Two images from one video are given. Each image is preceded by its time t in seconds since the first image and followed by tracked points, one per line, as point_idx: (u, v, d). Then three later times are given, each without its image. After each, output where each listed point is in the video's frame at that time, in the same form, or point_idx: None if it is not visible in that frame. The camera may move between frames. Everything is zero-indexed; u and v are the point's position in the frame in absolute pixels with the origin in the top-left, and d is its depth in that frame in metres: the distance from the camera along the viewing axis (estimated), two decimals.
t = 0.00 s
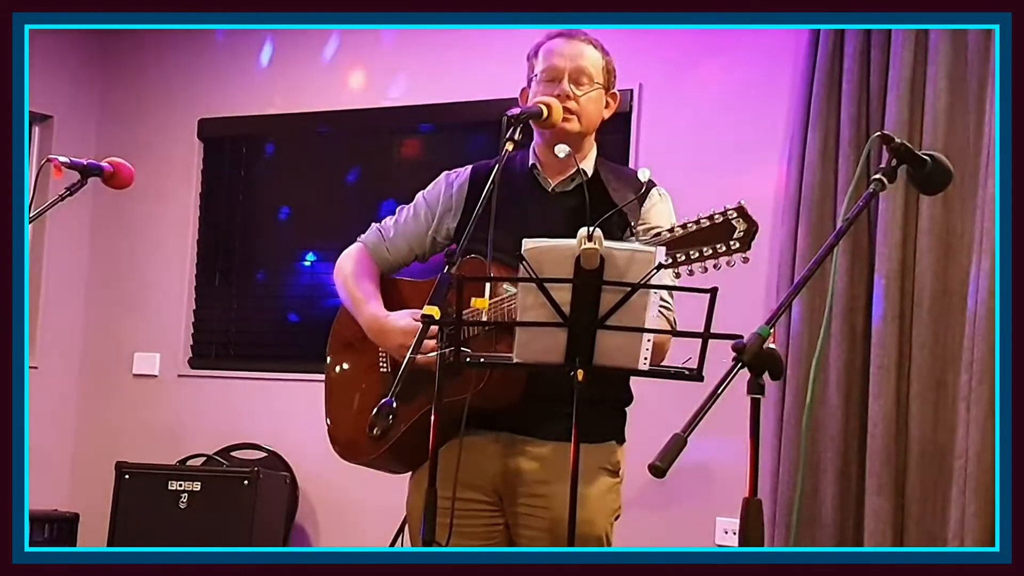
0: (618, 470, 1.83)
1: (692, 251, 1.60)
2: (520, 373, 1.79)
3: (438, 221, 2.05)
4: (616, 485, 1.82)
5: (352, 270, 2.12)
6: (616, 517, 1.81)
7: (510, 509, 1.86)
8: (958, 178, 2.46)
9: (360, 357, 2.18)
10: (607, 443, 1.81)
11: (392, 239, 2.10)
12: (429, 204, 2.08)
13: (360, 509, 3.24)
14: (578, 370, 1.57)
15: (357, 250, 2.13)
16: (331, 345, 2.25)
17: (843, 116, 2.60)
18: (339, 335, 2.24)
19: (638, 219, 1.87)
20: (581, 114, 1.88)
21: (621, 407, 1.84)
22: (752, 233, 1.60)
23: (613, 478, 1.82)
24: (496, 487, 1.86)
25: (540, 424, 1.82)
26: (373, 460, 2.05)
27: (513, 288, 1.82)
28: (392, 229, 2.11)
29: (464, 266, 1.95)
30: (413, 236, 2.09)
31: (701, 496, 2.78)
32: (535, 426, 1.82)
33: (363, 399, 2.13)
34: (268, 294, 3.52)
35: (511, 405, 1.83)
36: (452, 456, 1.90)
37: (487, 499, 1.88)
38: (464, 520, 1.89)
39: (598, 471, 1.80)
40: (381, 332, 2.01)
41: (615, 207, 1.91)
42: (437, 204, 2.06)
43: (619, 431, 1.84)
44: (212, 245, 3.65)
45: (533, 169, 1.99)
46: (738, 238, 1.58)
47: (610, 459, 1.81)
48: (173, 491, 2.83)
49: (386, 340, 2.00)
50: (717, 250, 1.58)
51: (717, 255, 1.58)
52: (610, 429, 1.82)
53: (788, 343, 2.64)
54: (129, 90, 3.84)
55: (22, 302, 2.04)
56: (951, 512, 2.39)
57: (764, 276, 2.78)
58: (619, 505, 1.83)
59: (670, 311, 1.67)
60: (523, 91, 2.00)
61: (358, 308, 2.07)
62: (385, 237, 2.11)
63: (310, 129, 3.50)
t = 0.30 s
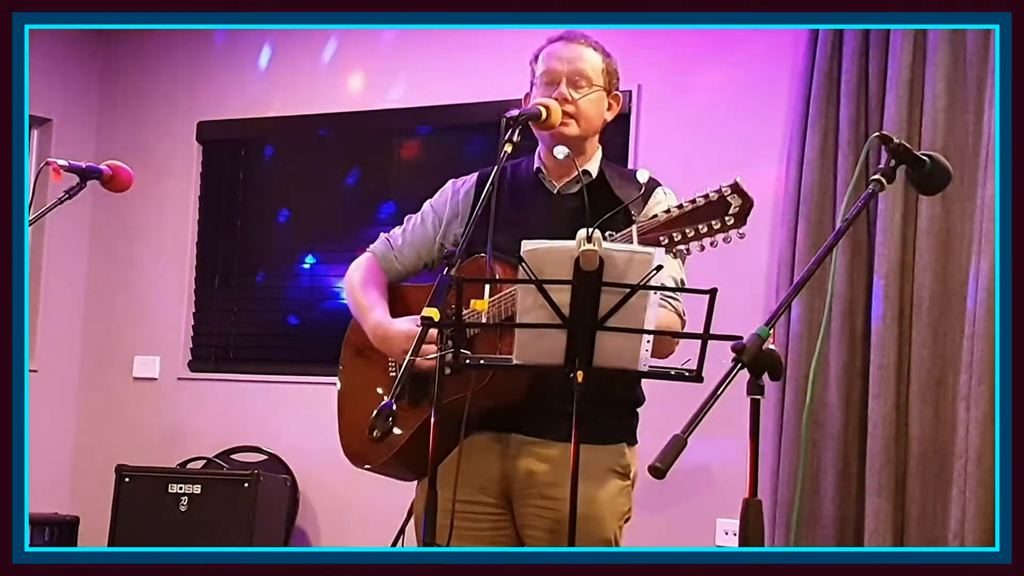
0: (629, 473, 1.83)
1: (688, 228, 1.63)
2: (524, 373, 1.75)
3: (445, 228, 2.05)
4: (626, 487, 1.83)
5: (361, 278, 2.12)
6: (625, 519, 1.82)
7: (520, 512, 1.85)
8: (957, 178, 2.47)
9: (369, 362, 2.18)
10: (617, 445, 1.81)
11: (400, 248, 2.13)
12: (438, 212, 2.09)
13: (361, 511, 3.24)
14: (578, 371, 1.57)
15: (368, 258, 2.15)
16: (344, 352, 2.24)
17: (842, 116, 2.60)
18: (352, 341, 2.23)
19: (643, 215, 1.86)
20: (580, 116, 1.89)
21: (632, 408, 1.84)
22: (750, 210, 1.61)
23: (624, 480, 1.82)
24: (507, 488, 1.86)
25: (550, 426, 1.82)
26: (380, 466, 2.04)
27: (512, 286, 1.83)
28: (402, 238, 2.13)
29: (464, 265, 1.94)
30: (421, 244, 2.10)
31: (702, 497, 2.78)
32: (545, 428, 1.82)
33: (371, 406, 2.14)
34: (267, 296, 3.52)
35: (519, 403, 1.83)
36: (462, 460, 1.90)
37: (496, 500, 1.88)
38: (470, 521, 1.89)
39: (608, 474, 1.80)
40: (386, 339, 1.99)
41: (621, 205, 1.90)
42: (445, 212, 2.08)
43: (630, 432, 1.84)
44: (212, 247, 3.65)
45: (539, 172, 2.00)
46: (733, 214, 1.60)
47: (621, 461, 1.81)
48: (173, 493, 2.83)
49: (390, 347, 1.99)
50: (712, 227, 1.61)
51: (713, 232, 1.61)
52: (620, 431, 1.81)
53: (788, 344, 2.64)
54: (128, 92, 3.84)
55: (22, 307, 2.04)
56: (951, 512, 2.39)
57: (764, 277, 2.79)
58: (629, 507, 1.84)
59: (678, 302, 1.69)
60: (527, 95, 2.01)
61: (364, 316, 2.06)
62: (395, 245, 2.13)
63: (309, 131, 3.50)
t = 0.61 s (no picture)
0: (636, 473, 1.83)
1: (683, 203, 1.62)
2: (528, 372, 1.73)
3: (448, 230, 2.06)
4: (634, 488, 1.82)
5: (366, 282, 2.13)
6: (632, 520, 1.82)
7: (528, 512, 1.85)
8: (956, 178, 2.47)
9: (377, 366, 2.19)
10: (625, 444, 1.81)
11: (405, 252, 2.15)
12: (442, 215, 2.10)
13: (360, 511, 3.24)
14: (577, 371, 1.57)
15: (374, 264, 2.16)
16: (355, 357, 2.27)
17: (841, 117, 2.60)
18: (361, 348, 2.25)
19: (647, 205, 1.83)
20: (587, 119, 1.89)
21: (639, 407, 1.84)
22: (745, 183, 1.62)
23: (631, 481, 1.82)
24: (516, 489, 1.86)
25: (558, 426, 1.81)
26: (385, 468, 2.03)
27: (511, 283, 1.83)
28: (408, 242, 2.15)
29: (465, 263, 1.96)
30: (426, 247, 2.12)
31: (701, 497, 2.78)
32: (553, 428, 1.81)
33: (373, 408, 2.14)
34: (266, 297, 3.52)
35: (523, 401, 1.84)
36: (468, 459, 1.90)
37: (503, 501, 1.88)
38: (475, 521, 1.89)
39: (615, 474, 1.80)
40: (392, 334, 2.00)
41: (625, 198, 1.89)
42: (448, 215, 2.09)
43: (637, 431, 1.84)
44: (210, 248, 3.65)
45: (541, 172, 2.00)
46: (728, 185, 1.60)
47: (627, 461, 1.81)
48: (172, 494, 2.82)
49: (396, 342, 1.99)
50: (708, 199, 1.60)
51: (708, 204, 1.60)
52: (627, 431, 1.81)
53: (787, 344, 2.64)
54: (127, 93, 3.84)
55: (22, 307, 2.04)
56: (950, 511, 2.39)
57: (762, 277, 2.79)
58: (636, 507, 1.84)
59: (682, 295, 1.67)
60: (528, 93, 2.01)
61: (369, 316, 2.06)
62: (401, 250, 2.15)
63: (308, 132, 3.50)
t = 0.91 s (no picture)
0: (635, 472, 1.83)
1: (682, 211, 1.63)
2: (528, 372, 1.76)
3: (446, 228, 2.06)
4: (632, 487, 1.82)
5: (364, 282, 2.13)
6: (631, 518, 1.82)
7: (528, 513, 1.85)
8: (953, 175, 2.47)
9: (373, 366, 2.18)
10: (623, 444, 1.81)
11: (403, 250, 2.15)
12: (439, 213, 2.10)
13: (358, 510, 3.24)
14: (574, 369, 1.56)
15: (372, 262, 2.16)
16: (353, 356, 2.26)
17: (838, 114, 2.61)
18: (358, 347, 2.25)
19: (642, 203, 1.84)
20: (585, 116, 1.90)
21: (638, 407, 1.84)
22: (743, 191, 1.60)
23: (629, 480, 1.82)
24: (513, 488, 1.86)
25: (556, 426, 1.81)
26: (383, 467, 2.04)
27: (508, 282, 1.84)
28: (406, 240, 2.15)
29: (462, 264, 1.99)
30: (424, 246, 2.12)
31: (698, 496, 2.78)
32: (551, 428, 1.82)
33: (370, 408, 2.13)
34: (263, 296, 3.52)
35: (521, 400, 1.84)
36: (467, 459, 1.90)
37: (501, 500, 1.88)
38: (475, 523, 1.88)
39: (612, 472, 1.80)
40: (390, 341, 2.01)
41: (620, 197, 1.91)
42: (446, 213, 2.09)
43: (636, 431, 1.84)
44: (208, 247, 3.65)
45: (539, 169, 2.00)
46: (726, 194, 1.59)
47: (624, 459, 1.81)
48: (169, 493, 2.82)
49: (394, 348, 2.00)
50: (706, 208, 1.60)
51: (706, 213, 1.61)
52: (625, 430, 1.81)
53: (784, 342, 2.65)
54: (124, 92, 3.84)
55: (21, 305, 2.04)
56: (947, 510, 2.39)
57: (760, 275, 2.79)
58: (634, 506, 1.84)
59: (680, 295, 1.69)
60: (526, 90, 2.01)
61: (369, 320, 2.07)
62: (399, 248, 2.15)
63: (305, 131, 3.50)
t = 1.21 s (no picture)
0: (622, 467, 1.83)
1: (679, 237, 1.65)
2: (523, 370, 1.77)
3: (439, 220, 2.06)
4: (619, 482, 1.82)
5: (355, 271, 2.13)
6: (617, 514, 1.81)
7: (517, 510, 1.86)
8: (950, 173, 2.47)
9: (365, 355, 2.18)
10: (609, 440, 1.82)
11: (394, 240, 2.14)
12: (432, 204, 2.10)
13: (355, 507, 3.24)
14: (571, 367, 1.57)
15: (362, 250, 2.16)
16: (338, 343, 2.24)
17: (835, 112, 2.61)
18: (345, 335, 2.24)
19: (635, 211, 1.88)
20: (580, 111, 1.90)
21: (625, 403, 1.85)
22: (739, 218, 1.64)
23: (617, 475, 1.82)
24: (500, 483, 1.87)
25: (542, 423, 1.82)
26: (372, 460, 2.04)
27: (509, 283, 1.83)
28: (397, 229, 2.14)
29: (456, 261, 1.95)
30: (415, 236, 2.12)
31: (695, 493, 2.78)
32: (537, 425, 1.82)
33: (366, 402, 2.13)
34: (260, 294, 3.52)
35: (513, 398, 1.85)
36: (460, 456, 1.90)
37: (489, 495, 1.89)
38: (467, 518, 1.89)
39: (600, 469, 1.80)
40: (381, 329, 1.99)
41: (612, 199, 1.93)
42: (439, 204, 2.09)
43: (622, 427, 1.84)
44: (206, 245, 3.65)
45: (533, 166, 2.00)
46: (724, 222, 1.63)
47: (613, 456, 1.82)
48: (166, 490, 2.81)
49: (385, 337, 1.99)
50: (704, 235, 1.63)
51: (704, 240, 1.64)
52: (611, 427, 1.82)
53: (780, 339, 2.65)
54: (121, 90, 3.84)
55: (20, 302, 2.04)
56: (945, 508, 2.39)
57: (756, 272, 2.79)
58: (622, 502, 1.84)
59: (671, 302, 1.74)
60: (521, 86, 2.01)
61: (360, 309, 2.06)
62: (389, 237, 2.14)
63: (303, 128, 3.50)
